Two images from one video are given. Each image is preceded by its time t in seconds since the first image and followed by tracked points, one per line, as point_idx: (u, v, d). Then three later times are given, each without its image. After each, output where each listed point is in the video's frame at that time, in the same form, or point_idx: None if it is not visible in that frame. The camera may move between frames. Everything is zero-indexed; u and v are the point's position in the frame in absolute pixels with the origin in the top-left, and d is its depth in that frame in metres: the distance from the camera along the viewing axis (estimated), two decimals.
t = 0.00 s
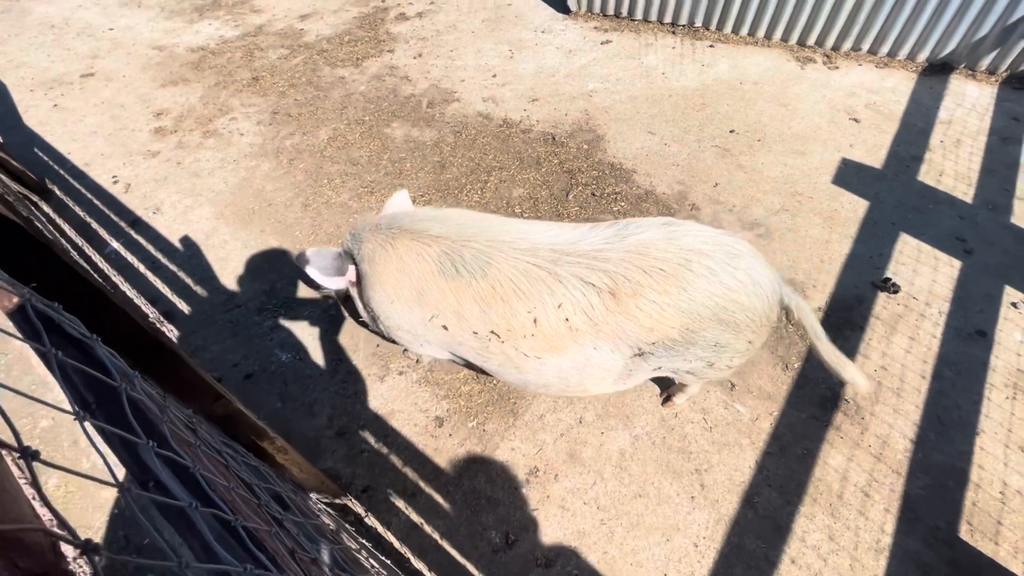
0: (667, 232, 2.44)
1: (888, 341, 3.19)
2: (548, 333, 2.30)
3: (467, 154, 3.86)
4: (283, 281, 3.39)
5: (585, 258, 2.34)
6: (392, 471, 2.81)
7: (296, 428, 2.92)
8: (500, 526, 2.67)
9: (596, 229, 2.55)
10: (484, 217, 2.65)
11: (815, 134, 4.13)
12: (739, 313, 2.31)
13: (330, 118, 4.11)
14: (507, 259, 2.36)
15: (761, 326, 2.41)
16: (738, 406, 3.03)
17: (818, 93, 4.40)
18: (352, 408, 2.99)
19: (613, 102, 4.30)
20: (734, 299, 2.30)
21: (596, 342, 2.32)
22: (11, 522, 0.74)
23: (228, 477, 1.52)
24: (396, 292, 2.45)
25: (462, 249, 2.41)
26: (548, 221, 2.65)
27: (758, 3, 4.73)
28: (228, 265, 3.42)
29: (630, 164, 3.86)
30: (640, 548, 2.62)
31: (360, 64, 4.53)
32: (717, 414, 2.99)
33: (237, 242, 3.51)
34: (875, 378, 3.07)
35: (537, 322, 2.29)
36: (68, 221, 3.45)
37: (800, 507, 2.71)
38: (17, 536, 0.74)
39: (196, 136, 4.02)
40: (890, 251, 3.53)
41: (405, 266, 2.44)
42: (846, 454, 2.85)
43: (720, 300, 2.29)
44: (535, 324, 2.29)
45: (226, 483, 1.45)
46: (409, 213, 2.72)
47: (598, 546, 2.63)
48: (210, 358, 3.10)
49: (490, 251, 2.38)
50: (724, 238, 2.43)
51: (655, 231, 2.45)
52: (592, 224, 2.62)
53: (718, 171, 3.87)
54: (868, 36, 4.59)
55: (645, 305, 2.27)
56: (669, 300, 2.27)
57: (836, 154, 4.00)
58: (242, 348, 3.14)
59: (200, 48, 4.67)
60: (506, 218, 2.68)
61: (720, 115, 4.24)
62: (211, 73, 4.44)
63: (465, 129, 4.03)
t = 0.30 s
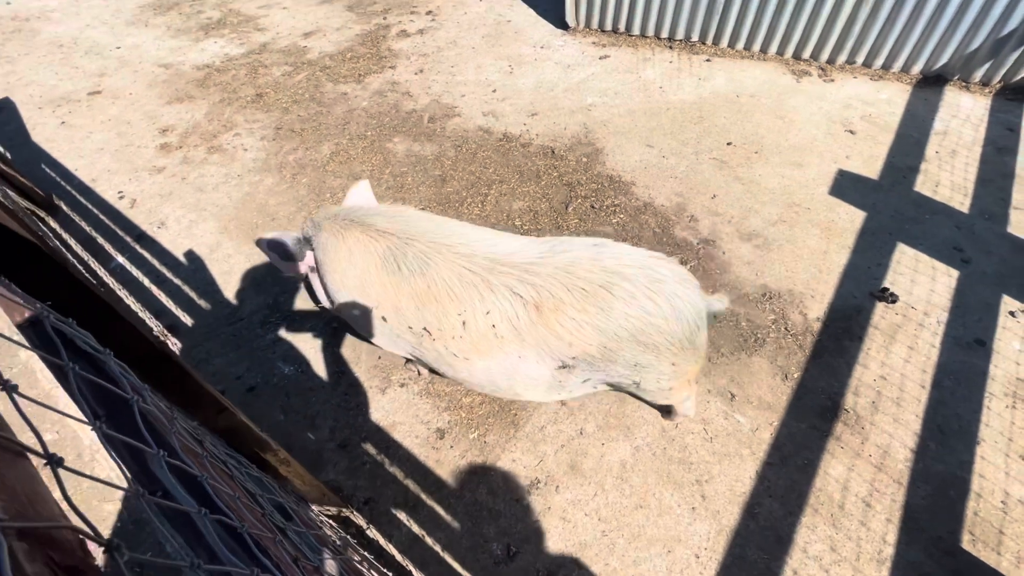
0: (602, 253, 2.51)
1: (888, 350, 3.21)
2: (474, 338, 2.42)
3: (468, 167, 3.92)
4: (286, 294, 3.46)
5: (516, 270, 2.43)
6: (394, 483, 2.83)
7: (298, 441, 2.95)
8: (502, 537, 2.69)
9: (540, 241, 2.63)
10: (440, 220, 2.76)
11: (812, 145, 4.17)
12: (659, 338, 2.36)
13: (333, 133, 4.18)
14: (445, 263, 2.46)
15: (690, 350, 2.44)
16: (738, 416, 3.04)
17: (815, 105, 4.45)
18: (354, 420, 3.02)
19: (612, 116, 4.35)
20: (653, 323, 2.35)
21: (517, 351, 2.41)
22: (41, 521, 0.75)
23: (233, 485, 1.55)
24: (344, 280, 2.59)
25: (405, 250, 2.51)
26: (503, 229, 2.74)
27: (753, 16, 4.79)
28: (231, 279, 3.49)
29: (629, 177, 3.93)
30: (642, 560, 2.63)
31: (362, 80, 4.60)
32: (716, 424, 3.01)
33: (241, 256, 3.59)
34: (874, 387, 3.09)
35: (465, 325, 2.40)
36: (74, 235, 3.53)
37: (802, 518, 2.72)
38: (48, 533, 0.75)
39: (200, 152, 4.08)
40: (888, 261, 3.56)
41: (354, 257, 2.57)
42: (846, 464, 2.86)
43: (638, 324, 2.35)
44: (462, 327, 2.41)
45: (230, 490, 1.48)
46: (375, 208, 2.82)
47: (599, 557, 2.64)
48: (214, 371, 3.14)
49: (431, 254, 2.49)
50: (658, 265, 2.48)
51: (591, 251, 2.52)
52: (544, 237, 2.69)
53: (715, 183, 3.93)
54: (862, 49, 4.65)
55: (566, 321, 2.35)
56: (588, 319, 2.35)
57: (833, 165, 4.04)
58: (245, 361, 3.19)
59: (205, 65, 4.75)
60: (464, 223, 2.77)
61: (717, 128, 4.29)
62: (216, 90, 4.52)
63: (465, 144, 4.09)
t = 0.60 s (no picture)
0: (548, 249, 2.65)
1: (891, 363, 3.21)
2: (422, 318, 2.58)
3: (471, 182, 3.97)
4: (292, 308, 3.50)
5: (465, 257, 2.58)
6: (397, 497, 2.83)
7: (302, 454, 2.96)
8: (506, 552, 2.68)
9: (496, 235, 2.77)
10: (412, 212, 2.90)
11: (812, 159, 4.20)
12: (589, 331, 2.49)
13: (338, 148, 4.24)
14: (403, 248, 2.61)
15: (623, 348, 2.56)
16: (742, 429, 3.03)
17: (814, 120, 4.50)
18: (357, 434, 3.03)
19: (613, 131, 4.41)
20: (585, 318, 2.48)
21: (458, 333, 2.56)
22: (69, 525, 0.75)
23: (239, 496, 1.58)
24: (313, 259, 2.72)
25: (369, 233, 2.65)
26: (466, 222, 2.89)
27: (752, 32, 4.86)
28: (237, 293, 3.53)
29: (630, 191, 3.98)
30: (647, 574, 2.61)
31: (367, 97, 4.68)
32: (720, 438, 3.00)
33: (247, 271, 3.64)
34: (878, 400, 3.09)
35: (415, 305, 2.56)
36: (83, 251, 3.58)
37: (807, 533, 2.70)
38: (74, 538, 0.75)
39: (208, 168, 4.15)
40: (890, 273, 3.57)
41: (324, 239, 2.70)
42: (851, 477, 2.85)
43: (569, 317, 2.48)
44: (412, 307, 2.57)
45: (237, 500, 1.52)
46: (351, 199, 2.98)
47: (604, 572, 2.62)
48: (219, 385, 3.17)
49: (393, 239, 2.63)
50: (599, 264, 2.61)
51: (540, 246, 2.66)
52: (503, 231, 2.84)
53: (716, 197, 3.97)
54: (860, 64, 4.70)
55: (502, 307, 2.50)
56: (522, 308, 2.49)
57: (833, 178, 4.07)
58: (250, 375, 3.22)
59: (214, 83, 4.84)
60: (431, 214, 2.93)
61: (717, 142, 4.34)
62: (224, 107, 4.60)
63: (468, 158, 4.14)
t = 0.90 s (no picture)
0: (502, 254, 2.63)
1: (900, 378, 3.16)
2: (374, 298, 2.70)
3: (476, 196, 3.99)
4: (296, 322, 3.50)
5: (421, 247, 2.62)
6: (400, 514, 2.79)
7: (304, 470, 2.93)
8: (509, 570, 2.63)
9: (464, 229, 2.79)
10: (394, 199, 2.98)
11: (816, 173, 4.20)
12: (517, 343, 2.50)
13: (344, 163, 4.28)
14: (366, 229, 2.70)
15: (550, 364, 2.58)
16: (750, 445, 2.98)
17: (817, 134, 4.51)
18: (360, 449, 3.00)
19: (616, 145, 4.44)
20: (513, 329, 2.49)
21: (402, 313, 2.66)
22: (61, 545, 0.75)
23: (240, 514, 1.56)
24: (295, 231, 2.86)
25: (340, 213, 2.76)
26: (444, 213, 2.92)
27: (753, 48, 4.90)
28: (242, 307, 3.55)
29: (634, 205, 4.01)
30: None
31: (373, 113, 4.74)
32: (728, 454, 2.95)
33: (252, 284, 3.65)
34: (889, 416, 3.04)
35: (368, 284, 2.67)
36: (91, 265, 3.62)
37: (819, 553, 2.63)
38: (65, 557, 0.75)
39: (216, 183, 4.20)
40: (897, 287, 3.54)
41: (305, 213, 2.84)
42: (863, 495, 2.79)
43: (499, 325, 2.50)
44: (366, 285, 2.68)
45: (237, 518, 1.50)
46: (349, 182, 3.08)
47: None
48: (223, 399, 3.16)
49: (362, 221, 2.72)
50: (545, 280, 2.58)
51: (494, 250, 2.64)
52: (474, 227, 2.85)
53: (720, 211, 3.97)
54: (862, 78, 4.73)
55: (440, 300, 2.55)
56: (458, 305, 2.54)
57: (837, 192, 4.06)
58: (253, 389, 3.21)
59: (223, 100, 4.93)
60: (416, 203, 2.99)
61: (721, 156, 4.35)
62: (232, 124, 4.67)
63: (473, 173, 4.18)
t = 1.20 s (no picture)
0: (443, 247, 2.70)
1: (911, 398, 3.11)
2: (324, 286, 2.82)
3: (482, 213, 4.04)
4: (303, 337, 3.52)
5: (367, 238, 2.73)
6: (402, 533, 2.76)
7: (308, 486, 2.92)
8: None
9: (417, 228, 2.89)
10: (361, 201, 3.12)
11: (823, 191, 4.19)
12: (447, 329, 2.53)
13: (352, 179, 4.34)
14: (322, 220, 2.84)
15: (483, 354, 2.57)
16: (757, 465, 2.93)
17: (823, 152, 4.51)
18: (363, 466, 2.99)
19: (622, 163, 4.47)
20: (443, 313, 2.53)
21: (347, 301, 2.76)
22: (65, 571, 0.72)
23: (242, 533, 1.56)
24: (267, 224, 3.05)
25: (302, 208, 2.91)
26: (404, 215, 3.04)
27: (758, 67, 4.94)
28: (250, 322, 3.58)
29: (639, 222, 4.02)
30: None
31: (382, 131, 4.81)
32: (735, 474, 2.90)
33: (260, 299, 3.69)
34: (900, 437, 2.98)
35: (320, 272, 2.80)
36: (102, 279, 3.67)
37: None
38: None
39: (227, 199, 4.27)
40: (907, 305, 3.50)
41: (276, 206, 3.02)
42: (875, 519, 2.73)
43: (431, 309, 2.55)
44: (317, 273, 2.81)
45: (240, 538, 1.49)
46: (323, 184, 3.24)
47: None
48: (228, 414, 3.17)
49: (320, 213, 2.87)
50: (483, 270, 2.62)
51: (438, 245, 2.71)
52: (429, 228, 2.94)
53: (725, 229, 3.97)
54: (867, 97, 4.75)
55: (379, 287, 2.65)
56: (394, 292, 2.62)
57: (844, 210, 4.05)
58: (259, 404, 3.22)
59: (236, 118, 5.03)
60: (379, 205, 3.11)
61: (726, 174, 4.36)
62: (244, 141, 4.76)
63: (479, 190, 4.22)
